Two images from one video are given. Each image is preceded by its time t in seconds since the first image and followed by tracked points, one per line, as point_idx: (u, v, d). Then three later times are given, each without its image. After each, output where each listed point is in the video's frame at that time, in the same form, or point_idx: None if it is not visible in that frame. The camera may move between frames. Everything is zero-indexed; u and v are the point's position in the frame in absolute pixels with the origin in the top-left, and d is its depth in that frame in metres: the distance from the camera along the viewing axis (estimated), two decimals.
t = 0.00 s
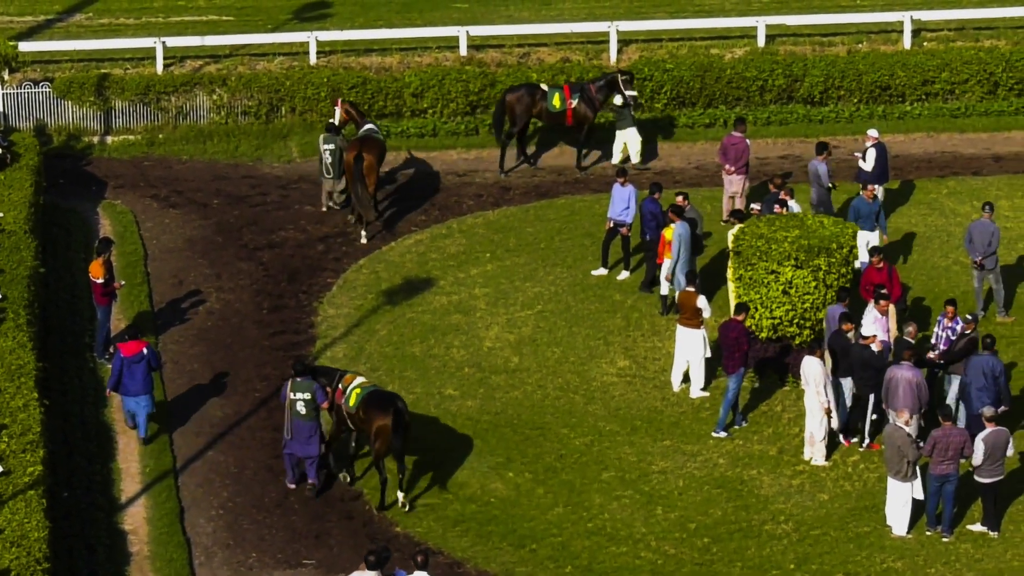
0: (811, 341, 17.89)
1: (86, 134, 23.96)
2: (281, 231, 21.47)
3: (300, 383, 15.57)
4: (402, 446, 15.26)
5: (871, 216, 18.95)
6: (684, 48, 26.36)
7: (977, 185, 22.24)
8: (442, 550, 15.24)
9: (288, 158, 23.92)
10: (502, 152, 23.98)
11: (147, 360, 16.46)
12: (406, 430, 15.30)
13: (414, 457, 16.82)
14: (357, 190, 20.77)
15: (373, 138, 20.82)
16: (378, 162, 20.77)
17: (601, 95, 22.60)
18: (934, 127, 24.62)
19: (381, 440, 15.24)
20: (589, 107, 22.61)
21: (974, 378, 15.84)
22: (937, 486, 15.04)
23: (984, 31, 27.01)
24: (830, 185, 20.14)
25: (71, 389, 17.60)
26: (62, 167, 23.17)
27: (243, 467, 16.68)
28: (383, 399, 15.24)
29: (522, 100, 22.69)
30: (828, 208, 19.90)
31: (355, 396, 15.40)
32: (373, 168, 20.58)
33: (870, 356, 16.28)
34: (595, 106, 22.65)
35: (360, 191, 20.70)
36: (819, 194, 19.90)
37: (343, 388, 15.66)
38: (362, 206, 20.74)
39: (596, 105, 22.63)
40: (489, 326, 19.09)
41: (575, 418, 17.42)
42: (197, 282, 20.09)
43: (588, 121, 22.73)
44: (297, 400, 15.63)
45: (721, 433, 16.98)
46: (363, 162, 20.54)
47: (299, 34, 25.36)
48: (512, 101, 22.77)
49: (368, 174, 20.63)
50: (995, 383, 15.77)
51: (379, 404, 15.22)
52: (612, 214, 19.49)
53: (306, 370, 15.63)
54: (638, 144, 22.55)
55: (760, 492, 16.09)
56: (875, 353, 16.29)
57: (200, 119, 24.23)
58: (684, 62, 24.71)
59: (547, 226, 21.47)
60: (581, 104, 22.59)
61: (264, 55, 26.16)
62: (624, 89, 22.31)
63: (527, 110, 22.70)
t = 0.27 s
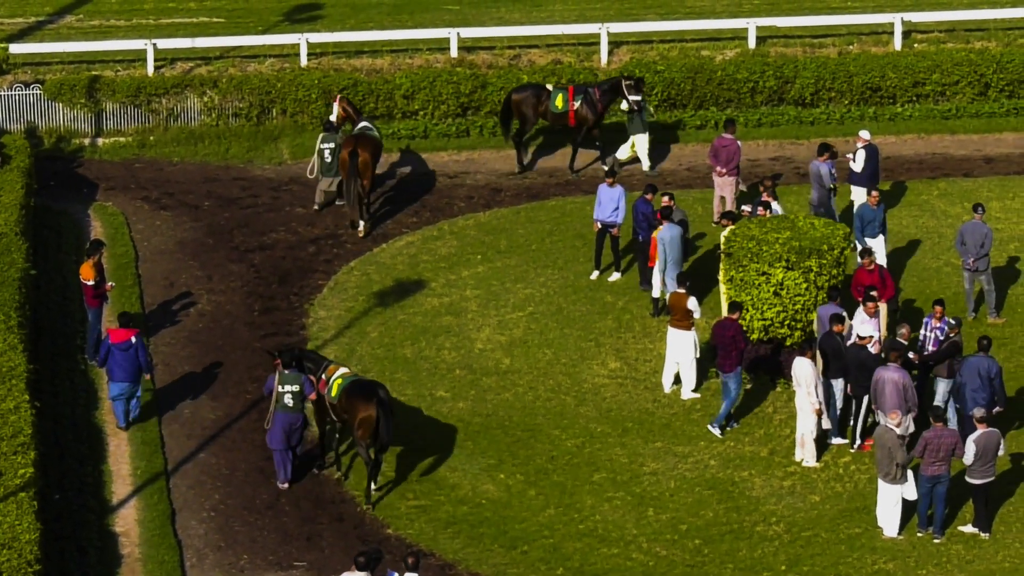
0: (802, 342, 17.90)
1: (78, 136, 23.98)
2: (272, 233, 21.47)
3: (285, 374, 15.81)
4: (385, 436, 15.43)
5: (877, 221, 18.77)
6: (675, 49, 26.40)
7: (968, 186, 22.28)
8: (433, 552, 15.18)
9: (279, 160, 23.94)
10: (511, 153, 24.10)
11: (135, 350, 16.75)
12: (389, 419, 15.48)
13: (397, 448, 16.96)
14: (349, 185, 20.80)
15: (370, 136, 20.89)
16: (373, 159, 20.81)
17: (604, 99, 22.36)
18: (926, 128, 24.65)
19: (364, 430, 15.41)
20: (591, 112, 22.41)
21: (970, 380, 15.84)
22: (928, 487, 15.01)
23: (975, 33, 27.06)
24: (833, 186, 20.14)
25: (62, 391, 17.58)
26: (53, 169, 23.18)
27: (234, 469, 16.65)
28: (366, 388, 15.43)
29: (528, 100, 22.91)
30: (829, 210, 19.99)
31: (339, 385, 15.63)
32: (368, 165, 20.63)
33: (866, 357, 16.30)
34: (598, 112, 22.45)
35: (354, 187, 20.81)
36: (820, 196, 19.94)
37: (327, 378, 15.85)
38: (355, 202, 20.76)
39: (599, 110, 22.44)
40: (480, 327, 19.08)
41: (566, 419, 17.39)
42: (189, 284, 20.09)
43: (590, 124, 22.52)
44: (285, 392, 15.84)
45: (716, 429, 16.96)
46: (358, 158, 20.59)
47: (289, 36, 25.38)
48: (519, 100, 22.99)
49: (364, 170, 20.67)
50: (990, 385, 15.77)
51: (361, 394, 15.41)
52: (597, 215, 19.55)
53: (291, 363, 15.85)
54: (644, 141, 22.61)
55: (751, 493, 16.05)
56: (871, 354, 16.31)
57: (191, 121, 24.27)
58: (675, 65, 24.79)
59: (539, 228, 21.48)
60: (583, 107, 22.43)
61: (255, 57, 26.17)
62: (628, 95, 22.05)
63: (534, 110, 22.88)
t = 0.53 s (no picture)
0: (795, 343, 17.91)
1: (71, 138, 23.97)
2: (266, 234, 21.47)
3: (277, 369, 15.95)
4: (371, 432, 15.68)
5: (885, 230, 18.60)
6: (669, 51, 26.42)
7: (961, 187, 22.30)
8: (427, 553, 15.16)
9: (273, 161, 23.96)
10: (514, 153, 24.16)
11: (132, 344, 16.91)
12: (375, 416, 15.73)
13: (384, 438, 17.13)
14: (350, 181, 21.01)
15: (368, 131, 21.05)
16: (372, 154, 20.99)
17: (612, 101, 22.51)
18: (919, 129, 24.68)
19: (352, 425, 15.65)
20: (598, 113, 22.55)
21: (966, 379, 15.89)
22: (922, 488, 15.02)
23: (968, 34, 27.10)
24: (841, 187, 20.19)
25: (55, 393, 17.57)
26: (47, 171, 23.19)
27: (228, 470, 16.64)
28: (355, 385, 15.64)
29: (536, 101, 22.94)
30: (834, 212, 20.13)
31: (329, 380, 15.78)
32: (367, 160, 20.82)
33: (863, 356, 16.40)
34: (605, 113, 22.59)
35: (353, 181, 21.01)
36: (828, 197, 20.06)
37: (317, 372, 16.01)
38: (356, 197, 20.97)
39: (606, 112, 22.58)
40: (474, 329, 19.08)
41: (560, 420, 17.38)
42: (182, 285, 20.10)
43: (598, 125, 22.65)
44: (275, 386, 16.00)
45: (727, 425, 17.06)
46: (357, 153, 20.78)
47: (283, 37, 25.38)
48: (527, 101, 23.02)
49: (363, 165, 20.86)
50: (987, 384, 15.80)
51: (349, 391, 15.62)
52: (584, 215, 19.60)
53: (284, 358, 15.95)
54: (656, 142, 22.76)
55: (745, 494, 16.03)
56: (868, 353, 16.42)
57: (185, 122, 24.25)
58: (669, 66, 24.80)
59: (532, 229, 21.49)
60: (591, 108, 22.52)
61: (248, 58, 26.18)
62: (637, 98, 22.19)
63: (542, 111, 22.90)
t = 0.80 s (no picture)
0: (793, 345, 17.89)
1: (68, 139, 23.96)
2: (263, 235, 21.47)
3: (271, 360, 16.12)
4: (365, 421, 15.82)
5: (892, 237, 18.61)
6: (666, 52, 26.43)
7: (958, 188, 22.31)
8: (424, 554, 15.16)
9: (270, 162, 23.96)
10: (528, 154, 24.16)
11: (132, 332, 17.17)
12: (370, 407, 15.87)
13: (378, 431, 17.27)
14: (356, 178, 21.04)
15: (371, 128, 21.14)
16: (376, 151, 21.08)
17: (626, 105, 22.38)
18: (917, 130, 24.68)
19: (346, 415, 15.78)
20: (612, 114, 22.40)
21: (967, 377, 15.91)
22: (919, 489, 15.02)
23: (965, 35, 27.11)
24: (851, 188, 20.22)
25: (53, 394, 17.58)
26: (44, 172, 23.19)
27: (225, 471, 16.63)
28: (349, 375, 15.79)
29: (549, 101, 22.77)
30: (842, 211, 20.23)
31: (324, 372, 15.92)
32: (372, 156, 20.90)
33: (860, 356, 16.46)
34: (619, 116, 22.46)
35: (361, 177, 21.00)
36: (836, 197, 20.15)
37: (312, 364, 16.15)
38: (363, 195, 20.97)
39: (621, 114, 22.45)
40: (471, 330, 19.09)
41: (557, 422, 17.38)
42: (179, 286, 20.10)
43: (613, 128, 22.51)
44: (269, 377, 16.17)
45: (756, 426, 17.11)
46: (362, 150, 20.83)
47: (280, 38, 25.38)
48: (540, 101, 22.88)
49: (368, 161, 20.93)
50: (987, 382, 15.82)
51: (343, 380, 15.77)
52: (578, 217, 19.58)
53: (278, 349, 16.13)
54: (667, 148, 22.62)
55: (742, 495, 16.03)
56: (865, 353, 16.48)
57: (182, 124, 24.26)
58: (666, 67, 24.83)
59: (529, 230, 21.49)
60: (604, 110, 22.40)
61: (246, 60, 26.17)
62: (653, 103, 22.16)
63: (554, 112, 22.74)
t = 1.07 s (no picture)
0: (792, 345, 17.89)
1: (68, 140, 23.96)
2: (263, 236, 21.48)
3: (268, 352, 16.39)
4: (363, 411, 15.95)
5: (904, 246, 18.54)
6: (666, 53, 26.43)
7: (958, 188, 22.31)
8: (424, 554, 15.16)
9: (270, 163, 23.97)
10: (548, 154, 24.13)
11: (133, 322, 17.25)
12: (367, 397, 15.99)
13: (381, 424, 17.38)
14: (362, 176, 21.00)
15: (377, 125, 21.14)
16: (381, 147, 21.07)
17: (642, 106, 22.27)
18: (916, 131, 24.68)
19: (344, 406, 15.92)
20: (629, 116, 22.27)
21: (971, 373, 15.91)
22: (919, 489, 15.02)
23: (965, 35, 27.11)
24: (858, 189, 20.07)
25: (53, 395, 17.58)
26: (44, 173, 23.19)
27: (225, 471, 16.63)
28: (347, 364, 15.95)
29: (567, 101, 22.86)
30: (849, 212, 20.17)
31: (321, 359, 16.13)
32: (377, 153, 20.87)
33: (860, 358, 16.38)
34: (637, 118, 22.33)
35: (369, 175, 20.95)
36: (844, 197, 20.12)
37: (310, 354, 16.40)
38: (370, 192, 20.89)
39: (638, 115, 22.31)
40: (471, 330, 19.09)
41: (557, 422, 17.38)
42: (179, 287, 20.10)
43: (630, 129, 22.36)
44: (265, 369, 16.44)
45: (756, 427, 17.11)
46: (367, 148, 20.84)
47: (280, 39, 25.38)
48: (558, 101, 22.93)
49: (374, 159, 20.89)
50: (991, 376, 15.84)
51: (341, 370, 15.93)
52: (578, 218, 19.59)
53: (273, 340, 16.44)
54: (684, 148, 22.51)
55: (742, 496, 16.02)
56: (865, 355, 16.40)
57: (182, 124, 24.27)
58: (666, 67, 24.88)
59: (529, 230, 21.49)
60: (621, 112, 22.28)
61: (245, 60, 26.17)
62: (666, 100, 22.11)
63: (572, 113, 22.84)
